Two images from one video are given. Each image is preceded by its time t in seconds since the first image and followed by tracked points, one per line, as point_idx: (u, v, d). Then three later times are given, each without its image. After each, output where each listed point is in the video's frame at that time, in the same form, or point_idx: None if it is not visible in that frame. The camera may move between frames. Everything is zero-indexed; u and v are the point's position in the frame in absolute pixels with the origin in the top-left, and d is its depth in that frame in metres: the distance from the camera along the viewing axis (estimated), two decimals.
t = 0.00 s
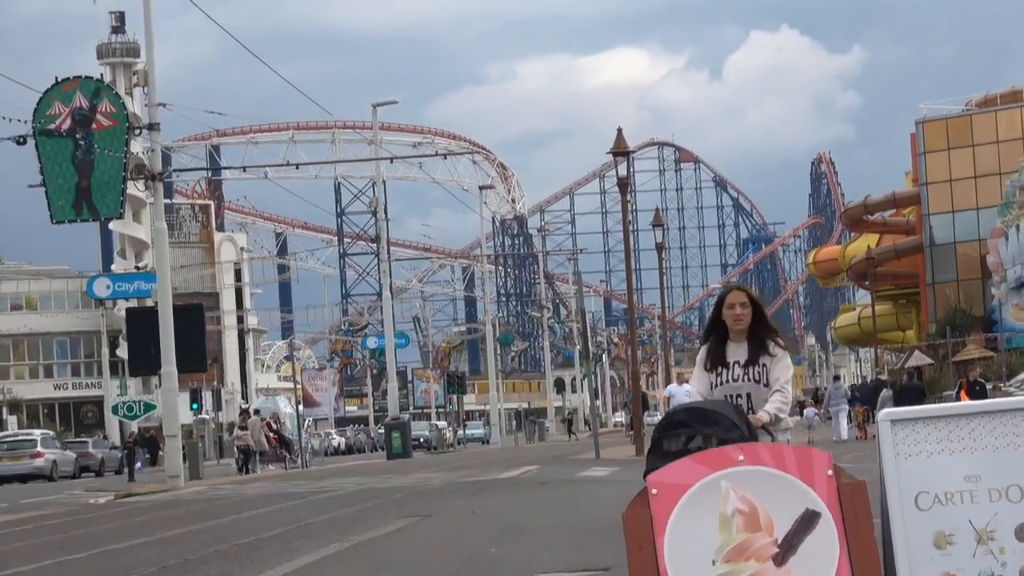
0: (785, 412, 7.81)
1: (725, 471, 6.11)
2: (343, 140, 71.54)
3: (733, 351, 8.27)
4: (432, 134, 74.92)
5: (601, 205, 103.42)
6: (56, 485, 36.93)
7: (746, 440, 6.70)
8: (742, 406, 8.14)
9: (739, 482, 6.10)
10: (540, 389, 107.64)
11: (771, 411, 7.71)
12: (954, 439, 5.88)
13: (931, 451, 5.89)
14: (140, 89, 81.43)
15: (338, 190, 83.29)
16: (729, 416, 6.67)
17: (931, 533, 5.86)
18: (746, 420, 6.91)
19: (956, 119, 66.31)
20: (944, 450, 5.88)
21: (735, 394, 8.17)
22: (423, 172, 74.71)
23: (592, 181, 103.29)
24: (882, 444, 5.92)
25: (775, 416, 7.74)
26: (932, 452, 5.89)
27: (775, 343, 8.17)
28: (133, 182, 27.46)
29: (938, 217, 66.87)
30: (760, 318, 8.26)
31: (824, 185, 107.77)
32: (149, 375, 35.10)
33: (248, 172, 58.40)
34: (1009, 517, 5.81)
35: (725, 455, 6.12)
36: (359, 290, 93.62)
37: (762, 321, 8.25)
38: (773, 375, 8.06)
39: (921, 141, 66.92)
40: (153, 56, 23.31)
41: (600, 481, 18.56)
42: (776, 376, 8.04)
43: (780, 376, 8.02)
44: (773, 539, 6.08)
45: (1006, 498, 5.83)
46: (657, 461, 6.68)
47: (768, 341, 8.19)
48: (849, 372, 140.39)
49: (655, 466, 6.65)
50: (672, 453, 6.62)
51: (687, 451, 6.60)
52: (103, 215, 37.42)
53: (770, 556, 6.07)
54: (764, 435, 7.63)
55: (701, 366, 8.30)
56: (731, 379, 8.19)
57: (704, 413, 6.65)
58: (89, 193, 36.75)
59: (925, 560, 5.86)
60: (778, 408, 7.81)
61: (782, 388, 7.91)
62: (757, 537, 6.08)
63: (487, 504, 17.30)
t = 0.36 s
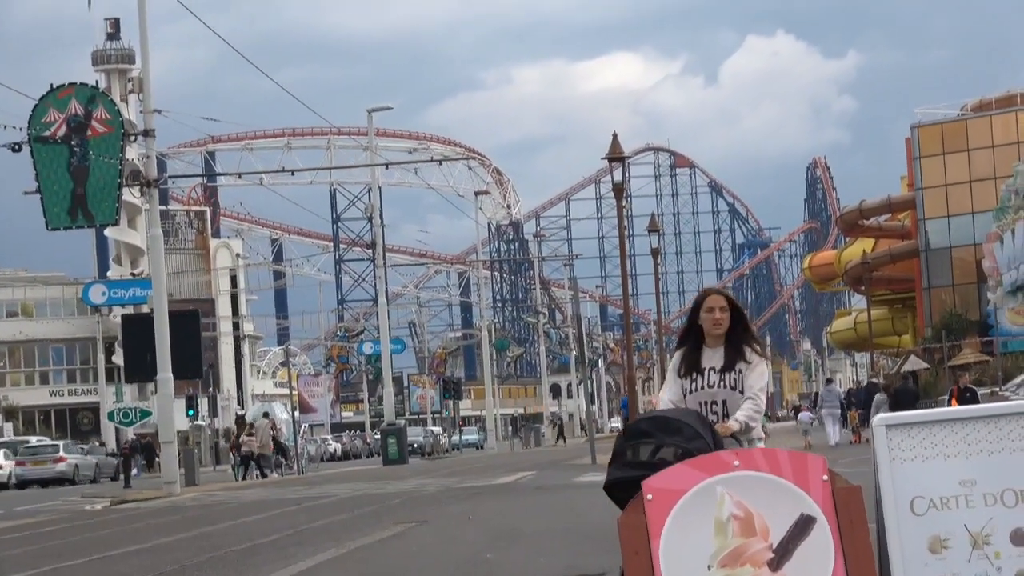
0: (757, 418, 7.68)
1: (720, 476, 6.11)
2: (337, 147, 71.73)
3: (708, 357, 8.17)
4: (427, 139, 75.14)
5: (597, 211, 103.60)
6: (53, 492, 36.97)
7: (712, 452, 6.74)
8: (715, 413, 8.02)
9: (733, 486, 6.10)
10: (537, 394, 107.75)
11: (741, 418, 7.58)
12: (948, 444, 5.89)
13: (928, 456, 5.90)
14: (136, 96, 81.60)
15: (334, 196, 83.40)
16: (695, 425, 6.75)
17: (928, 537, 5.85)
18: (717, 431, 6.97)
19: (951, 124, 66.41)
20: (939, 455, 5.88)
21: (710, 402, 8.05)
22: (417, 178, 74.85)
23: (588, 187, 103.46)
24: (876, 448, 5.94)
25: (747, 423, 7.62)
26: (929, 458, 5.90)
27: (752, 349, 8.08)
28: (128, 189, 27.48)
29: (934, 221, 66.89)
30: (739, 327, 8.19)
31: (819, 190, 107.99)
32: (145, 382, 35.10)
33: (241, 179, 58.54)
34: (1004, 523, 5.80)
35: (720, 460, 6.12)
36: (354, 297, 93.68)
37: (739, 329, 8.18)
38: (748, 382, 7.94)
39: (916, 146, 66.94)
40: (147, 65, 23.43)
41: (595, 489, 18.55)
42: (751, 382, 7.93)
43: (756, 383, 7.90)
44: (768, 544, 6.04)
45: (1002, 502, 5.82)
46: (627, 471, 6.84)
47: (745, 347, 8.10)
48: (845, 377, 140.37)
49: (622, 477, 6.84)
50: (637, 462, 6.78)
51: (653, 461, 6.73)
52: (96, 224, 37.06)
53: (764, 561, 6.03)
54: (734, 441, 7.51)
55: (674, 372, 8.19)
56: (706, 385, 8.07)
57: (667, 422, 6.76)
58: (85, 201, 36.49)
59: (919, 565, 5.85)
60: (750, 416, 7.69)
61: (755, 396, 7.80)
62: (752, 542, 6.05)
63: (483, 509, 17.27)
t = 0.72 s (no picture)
0: (724, 430, 7.74)
1: (716, 479, 6.08)
2: (332, 151, 71.72)
3: (673, 368, 8.20)
4: (422, 143, 75.03)
5: (593, 214, 103.48)
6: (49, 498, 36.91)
7: (676, 459, 7.01)
8: (681, 425, 8.07)
9: (730, 489, 6.07)
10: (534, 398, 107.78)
11: (707, 432, 7.65)
12: (943, 447, 5.83)
13: (922, 459, 5.85)
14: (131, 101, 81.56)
15: (330, 201, 83.25)
16: (658, 433, 7.01)
17: (925, 539, 5.81)
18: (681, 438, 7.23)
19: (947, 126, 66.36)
20: (936, 458, 5.82)
21: (675, 414, 8.08)
22: (412, 182, 74.79)
23: (584, 191, 103.39)
24: (873, 451, 5.89)
25: (713, 436, 7.68)
26: (922, 461, 5.85)
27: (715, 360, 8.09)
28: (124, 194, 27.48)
29: (930, 224, 67.09)
30: (702, 334, 8.19)
31: (815, 193, 107.99)
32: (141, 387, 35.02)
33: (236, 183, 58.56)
34: (999, 526, 5.76)
35: (717, 463, 6.09)
36: (350, 301, 93.62)
37: (702, 338, 8.19)
38: (713, 394, 7.98)
39: (912, 148, 67.05)
40: (143, 68, 23.46)
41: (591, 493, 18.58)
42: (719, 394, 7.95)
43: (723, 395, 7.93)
44: (765, 547, 6.02)
45: (999, 504, 5.78)
46: (592, 479, 7.09)
47: (709, 356, 8.11)
48: (841, 379, 140.36)
49: (587, 485, 7.09)
50: (602, 470, 7.04)
51: (617, 469, 6.99)
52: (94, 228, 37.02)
53: (761, 564, 6.00)
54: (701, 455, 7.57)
55: (639, 385, 8.21)
56: (671, 398, 8.10)
57: (628, 431, 7.02)
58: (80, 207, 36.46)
59: (914, 567, 5.82)
60: (717, 429, 7.73)
61: (722, 408, 7.85)
62: (748, 546, 6.02)
63: (480, 513, 17.30)
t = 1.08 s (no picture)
0: (693, 437, 7.45)
1: (715, 483, 5.92)
2: (332, 156, 71.78)
3: (640, 372, 7.88)
4: (422, 147, 75.17)
5: (592, 218, 103.62)
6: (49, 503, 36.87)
7: (645, 467, 6.66)
8: (649, 431, 7.76)
9: (729, 492, 5.90)
10: (534, 401, 107.87)
11: (675, 439, 7.34)
12: (943, 449, 5.69)
13: (923, 461, 5.71)
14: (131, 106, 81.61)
15: (330, 205, 83.27)
16: (627, 442, 6.67)
17: (924, 543, 5.66)
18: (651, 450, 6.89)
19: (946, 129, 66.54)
20: (936, 461, 5.69)
21: (643, 419, 7.77)
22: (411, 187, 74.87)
23: (583, 195, 103.50)
24: (871, 454, 5.73)
25: (682, 442, 7.38)
26: (923, 463, 5.70)
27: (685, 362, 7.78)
28: (122, 200, 27.47)
29: (929, 227, 66.82)
30: (671, 337, 7.91)
31: (814, 196, 108.28)
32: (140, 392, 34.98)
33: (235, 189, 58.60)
34: (1000, 529, 5.61)
35: (716, 467, 5.93)
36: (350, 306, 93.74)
37: (671, 341, 7.90)
38: (683, 399, 7.67)
39: (911, 151, 67.20)
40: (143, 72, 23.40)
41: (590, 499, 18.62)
42: (687, 399, 7.65)
43: (692, 400, 7.63)
44: (766, 551, 5.85)
45: (999, 507, 5.63)
46: (557, 489, 6.63)
47: (680, 359, 7.80)
48: (840, 382, 140.28)
49: (553, 496, 6.61)
50: (569, 480, 6.59)
51: (584, 479, 6.56)
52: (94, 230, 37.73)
53: (762, 568, 5.84)
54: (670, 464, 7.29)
55: (605, 389, 7.88)
56: (639, 402, 7.78)
57: (597, 439, 6.66)
58: (82, 213, 36.91)
59: (915, 569, 5.66)
60: (684, 435, 7.44)
61: (692, 413, 7.55)
62: (748, 549, 5.86)
63: (479, 517, 17.27)
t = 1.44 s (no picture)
0: (663, 438, 7.15)
1: (716, 486, 5.69)
2: (333, 159, 71.80)
3: (613, 372, 7.60)
4: (424, 151, 75.30)
5: (593, 221, 103.63)
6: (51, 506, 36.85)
7: (609, 478, 6.11)
8: (622, 432, 7.46)
9: (731, 496, 5.67)
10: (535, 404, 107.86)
11: (643, 440, 7.05)
12: (944, 452, 5.64)
13: (932, 462, 5.66)
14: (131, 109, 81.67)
15: (331, 209, 83.31)
16: (592, 450, 6.10)
17: (926, 546, 5.64)
18: (616, 458, 6.33)
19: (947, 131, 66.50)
20: (939, 464, 5.63)
21: (615, 419, 7.49)
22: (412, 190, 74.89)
23: (583, 197, 103.52)
24: (873, 455, 5.71)
25: (651, 442, 7.10)
26: (926, 465, 5.66)
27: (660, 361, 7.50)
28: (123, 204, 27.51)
29: (930, 229, 66.92)
30: (647, 337, 7.64)
31: (815, 199, 108.48)
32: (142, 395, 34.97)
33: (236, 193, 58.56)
34: (1002, 530, 5.58)
35: (717, 470, 5.70)
36: (351, 309, 93.74)
37: (646, 340, 7.64)
38: (656, 399, 7.38)
39: (913, 154, 67.13)
40: (144, 76, 23.42)
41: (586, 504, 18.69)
42: (661, 399, 7.36)
43: (665, 401, 7.34)
44: (768, 554, 5.61)
45: (1001, 510, 5.59)
46: (518, 499, 5.96)
47: (654, 359, 7.53)
48: (841, 384, 140.41)
49: (514, 506, 5.93)
50: (531, 490, 5.93)
51: (548, 489, 5.91)
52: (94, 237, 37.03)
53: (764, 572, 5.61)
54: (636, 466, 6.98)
55: (577, 389, 7.62)
56: (612, 402, 7.50)
57: (561, 446, 6.06)
58: (81, 215, 36.52)
59: (917, 568, 5.64)
60: (656, 435, 7.14)
61: (663, 413, 7.26)
62: (750, 552, 5.62)
63: (480, 521, 17.28)
